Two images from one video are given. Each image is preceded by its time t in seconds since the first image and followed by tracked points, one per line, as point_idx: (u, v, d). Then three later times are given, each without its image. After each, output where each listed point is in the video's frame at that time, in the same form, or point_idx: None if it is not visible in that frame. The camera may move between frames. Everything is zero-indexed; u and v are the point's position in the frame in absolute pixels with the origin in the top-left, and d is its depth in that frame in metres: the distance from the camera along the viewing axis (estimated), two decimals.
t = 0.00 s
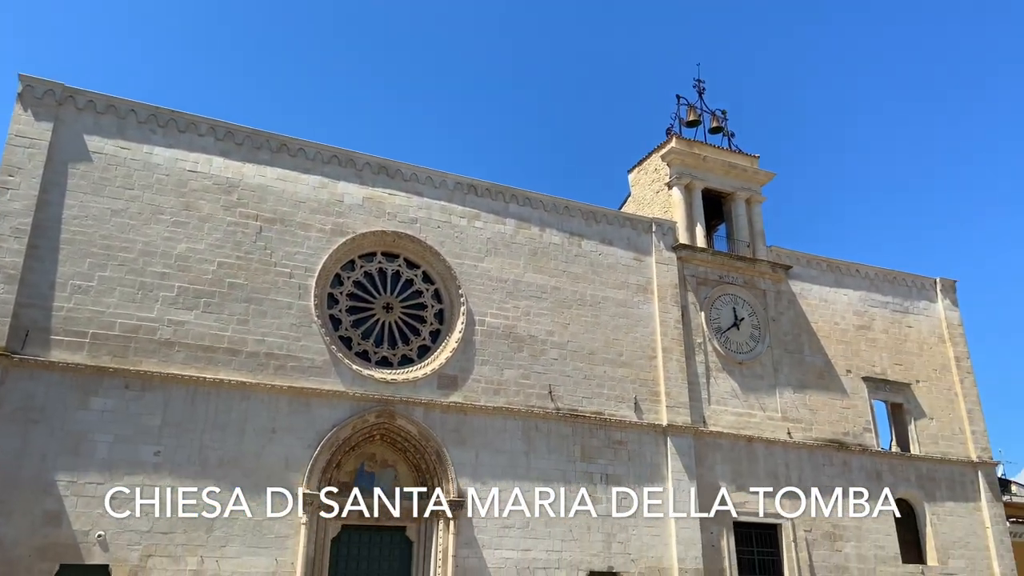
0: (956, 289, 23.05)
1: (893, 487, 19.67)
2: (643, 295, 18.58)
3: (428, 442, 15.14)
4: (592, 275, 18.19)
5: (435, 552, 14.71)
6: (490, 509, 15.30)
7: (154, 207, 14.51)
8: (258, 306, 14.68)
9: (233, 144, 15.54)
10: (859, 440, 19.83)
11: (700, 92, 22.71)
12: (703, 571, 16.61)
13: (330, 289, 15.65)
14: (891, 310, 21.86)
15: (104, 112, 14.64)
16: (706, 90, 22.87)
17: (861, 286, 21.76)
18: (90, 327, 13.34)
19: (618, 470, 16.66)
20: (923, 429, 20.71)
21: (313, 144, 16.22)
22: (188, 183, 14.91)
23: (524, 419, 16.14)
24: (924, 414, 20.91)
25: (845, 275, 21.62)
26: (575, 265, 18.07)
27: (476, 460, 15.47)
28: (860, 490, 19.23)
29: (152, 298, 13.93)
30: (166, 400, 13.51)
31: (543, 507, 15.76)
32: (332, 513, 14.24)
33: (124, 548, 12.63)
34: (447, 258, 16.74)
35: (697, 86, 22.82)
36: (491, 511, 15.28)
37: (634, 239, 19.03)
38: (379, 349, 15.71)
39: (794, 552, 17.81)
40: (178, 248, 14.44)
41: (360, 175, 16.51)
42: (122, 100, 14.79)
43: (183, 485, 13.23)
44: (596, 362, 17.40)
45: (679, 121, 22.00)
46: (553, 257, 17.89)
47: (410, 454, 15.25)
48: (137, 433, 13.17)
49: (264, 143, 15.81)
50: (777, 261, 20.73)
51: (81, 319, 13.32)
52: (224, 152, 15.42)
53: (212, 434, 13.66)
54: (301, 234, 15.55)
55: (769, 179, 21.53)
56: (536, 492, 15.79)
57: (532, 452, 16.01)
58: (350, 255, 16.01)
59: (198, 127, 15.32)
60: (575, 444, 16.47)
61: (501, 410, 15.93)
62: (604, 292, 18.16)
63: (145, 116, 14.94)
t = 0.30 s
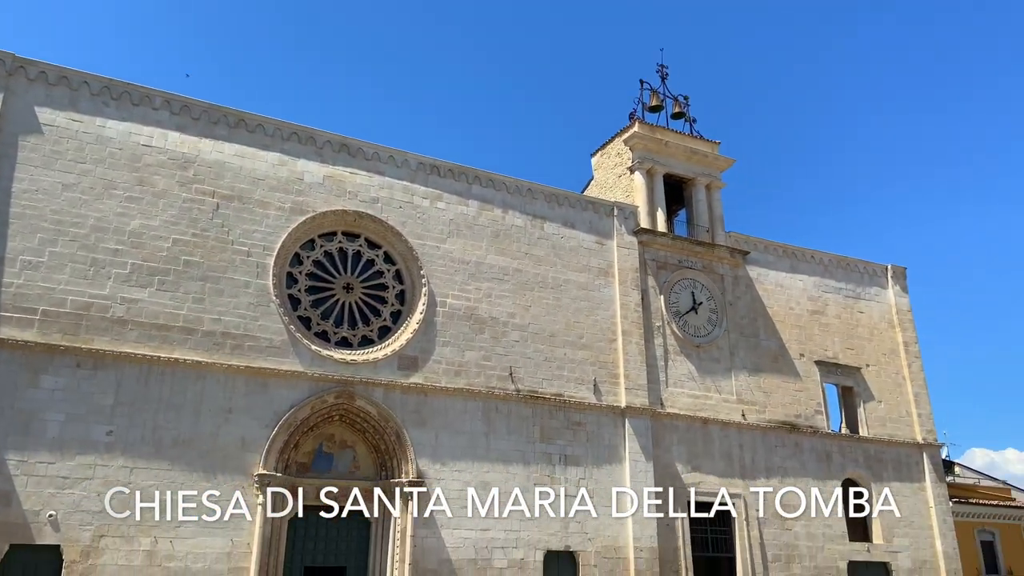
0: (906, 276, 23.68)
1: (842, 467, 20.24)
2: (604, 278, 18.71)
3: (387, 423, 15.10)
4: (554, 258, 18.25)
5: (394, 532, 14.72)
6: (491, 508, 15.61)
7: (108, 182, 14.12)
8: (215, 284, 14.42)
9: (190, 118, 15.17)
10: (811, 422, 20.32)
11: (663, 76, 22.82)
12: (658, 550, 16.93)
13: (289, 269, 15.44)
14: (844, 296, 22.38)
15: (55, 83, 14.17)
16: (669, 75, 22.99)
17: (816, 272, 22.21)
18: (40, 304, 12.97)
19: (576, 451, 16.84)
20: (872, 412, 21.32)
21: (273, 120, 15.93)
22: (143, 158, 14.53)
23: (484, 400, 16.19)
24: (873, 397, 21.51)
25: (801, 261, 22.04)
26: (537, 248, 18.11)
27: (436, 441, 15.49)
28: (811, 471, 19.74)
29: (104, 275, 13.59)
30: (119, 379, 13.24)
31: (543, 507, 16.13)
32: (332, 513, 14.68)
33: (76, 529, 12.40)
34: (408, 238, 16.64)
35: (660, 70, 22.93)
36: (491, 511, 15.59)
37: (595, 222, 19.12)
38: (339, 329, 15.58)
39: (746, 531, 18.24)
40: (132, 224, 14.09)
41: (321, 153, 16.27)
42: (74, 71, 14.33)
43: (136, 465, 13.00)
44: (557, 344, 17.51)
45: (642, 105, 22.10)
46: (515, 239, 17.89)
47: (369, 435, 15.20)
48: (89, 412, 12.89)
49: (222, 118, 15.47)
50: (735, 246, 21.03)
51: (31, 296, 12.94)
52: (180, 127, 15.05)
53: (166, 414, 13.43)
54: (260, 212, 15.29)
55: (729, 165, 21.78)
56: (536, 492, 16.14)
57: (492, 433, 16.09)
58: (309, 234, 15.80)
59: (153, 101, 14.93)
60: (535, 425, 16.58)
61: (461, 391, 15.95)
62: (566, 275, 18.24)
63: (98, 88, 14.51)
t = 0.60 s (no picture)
0: (865, 261, 24.11)
1: (800, 449, 20.65)
2: (570, 261, 18.74)
3: (351, 404, 15.00)
4: (521, 240, 18.21)
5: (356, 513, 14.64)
6: (490, 508, 15.91)
7: (63, 157, 13.71)
8: (174, 263, 14.13)
9: (149, 93, 14.78)
10: (771, 404, 20.67)
11: (631, 59, 22.80)
12: (621, 529, 17.14)
13: (251, 248, 15.18)
14: (805, 280, 22.72)
15: (7, 54, 13.69)
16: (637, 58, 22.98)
17: (778, 256, 22.50)
18: None
19: (541, 432, 16.92)
20: (830, 394, 21.75)
21: (234, 96, 15.58)
22: (100, 133, 14.13)
23: (449, 382, 16.16)
24: (831, 379, 21.94)
25: (764, 246, 22.30)
26: (503, 230, 18.04)
27: (400, 423, 15.43)
28: (770, 452, 20.10)
29: (60, 252, 13.22)
30: (75, 358, 12.94)
31: (543, 507, 16.45)
32: (332, 512, 14.86)
33: (32, 510, 12.13)
34: (373, 219, 16.46)
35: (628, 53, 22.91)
36: (479, 502, 15.78)
37: (562, 204, 19.11)
38: (302, 310, 15.39)
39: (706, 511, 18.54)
40: (88, 201, 13.71)
41: (284, 130, 15.98)
42: (27, 42, 13.86)
43: (93, 447, 12.74)
44: (523, 327, 17.51)
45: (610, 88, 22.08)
46: (482, 220, 17.80)
47: (332, 416, 15.09)
48: (45, 392, 12.59)
49: (182, 93, 15.10)
50: (700, 230, 21.20)
51: None
52: (139, 101, 14.65)
53: (124, 395, 13.17)
54: (221, 190, 14.98)
55: (695, 149, 21.89)
56: (501, 473, 16.20)
57: (457, 415, 16.08)
58: (272, 213, 15.53)
59: (111, 74, 14.50)
60: (500, 407, 16.61)
61: (427, 372, 15.90)
62: (532, 257, 18.22)
63: (53, 60, 14.05)
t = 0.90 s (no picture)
0: (832, 246, 24.44)
1: (766, 429, 20.98)
2: (542, 243, 18.73)
3: (321, 386, 14.92)
4: (493, 222, 18.15)
5: (326, 495, 14.60)
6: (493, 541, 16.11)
7: (24, 132, 13.33)
8: (139, 242, 13.87)
9: (113, 68, 14.41)
10: (738, 386, 20.94)
11: (604, 41, 22.73)
12: (590, 509, 17.31)
13: (218, 228, 14.95)
14: (773, 264, 22.98)
15: None
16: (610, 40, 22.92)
17: (747, 240, 22.72)
18: None
19: (512, 413, 16.98)
20: (796, 376, 22.10)
21: (201, 72, 15.26)
22: (63, 108, 13.75)
23: (420, 363, 16.12)
24: (797, 361, 22.29)
25: (733, 230, 22.49)
26: (475, 211, 17.96)
27: (371, 404, 15.38)
28: (737, 432, 20.40)
29: (22, 230, 12.89)
30: (38, 338, 12.67)
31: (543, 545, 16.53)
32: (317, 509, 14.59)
33: None
34: (344, 198, 16.29)
35: (601, 35, 22.83)
36: (449, 483, 15.81)
37: (534, 186, 19.06)
38: (271, 291, 15.23)
39: (674, 490, 18.79)
40: (50, 178, 13.37)
41: (252, 108, 15.70)
42: None
43: (56, 428, 12.52)
44: (495, 308, 17.50)
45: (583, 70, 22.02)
46: (454, 202, 17.70)
47: (302, 397, 14.99)
48: (7, 374, 12.32)
49: (147, 68, 14.75)
50: (671, 213, 21.30)
51: None
52: (103, 76, 14.28)
53: (89, 375, 12.95)
54: (187, 168, 14.70)
55: (667, 132, 21.95)
56: (472, 454, 16.25)
57: (428, 396, 16.06)
58: (240, 192, 15.29)
59: (73, 48, 14.10)
60: (471, 389, 16.63)
61: (397, 354, 15.84)
62: (504, 239, 18.18)
63: (13, 33, 13.62)
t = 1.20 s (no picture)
0: (805, 231, 24.68)
1: (738, 412, 21.23)
2: (518, 226, 18.70)
3: (294, 368, 14.83)
4: (469, 204, 18.08)
5: (300, 477, 14.56)
6: None
7: None
8: (108, 222, 13.63)
9: (80, 43, 14.08)
10: (711, 369, 21.15)
11: (581, 24, 22.63)
12: (564, 491, 17.43)
13: (189, 208, 14.74)
14: (747, 248, 23.15)
15: None
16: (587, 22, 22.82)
17: (722, 224, 22.86)
18: None
19: (486, 396, 17.01)
20: (768, 359, 22.36)
21: (171, 49, 14.96)
22: (29, 85, 13.43)
23: (394, 346, 16.07)
24: (769, 345, 22.54)
25: (708, 214, 22.61)
26: (451, 193, 17.87)
27: (345, 386, 15.32)
28: (710, 415, 20.63)
29: None
30: (5, 320, 12.43)
31: None
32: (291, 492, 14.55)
33: None
34: (317, 179, 16.12)
35: (578, 17, 22.73)
36: (424, 466, 15.82)
37: (510, 169, 19.00)
38: (243, 272, 15.07)
39: (647, 472, 18.97)
40: (16, 156, 13.07)
41: (224, 86, 15.44)
42: None
43: (24, 410, 12.33)
44: (470, 292, 17.46)
45: (560, 52, 21.92)
46: (429, 184, 17.59)
47: (275, 379, 14.89)
48: None
49: (115, 44, 14.43)
50: (646, 197, 21.35)
51: None
52: (70, 52, 13.95)
53: (57, 357, 12.75)
54: (157, 146, 14.45)
55: (643, 116, 21.96)
56: (447, 437, 16.27)
57: (402, 379, 16.03)
58: (211, 171, 15.07)
59: (39, 23, 13.75)
60: (446, 371, 16.62)
61: (372, 336, 15.77)
62: (480, 221, 18.12)
63: None
